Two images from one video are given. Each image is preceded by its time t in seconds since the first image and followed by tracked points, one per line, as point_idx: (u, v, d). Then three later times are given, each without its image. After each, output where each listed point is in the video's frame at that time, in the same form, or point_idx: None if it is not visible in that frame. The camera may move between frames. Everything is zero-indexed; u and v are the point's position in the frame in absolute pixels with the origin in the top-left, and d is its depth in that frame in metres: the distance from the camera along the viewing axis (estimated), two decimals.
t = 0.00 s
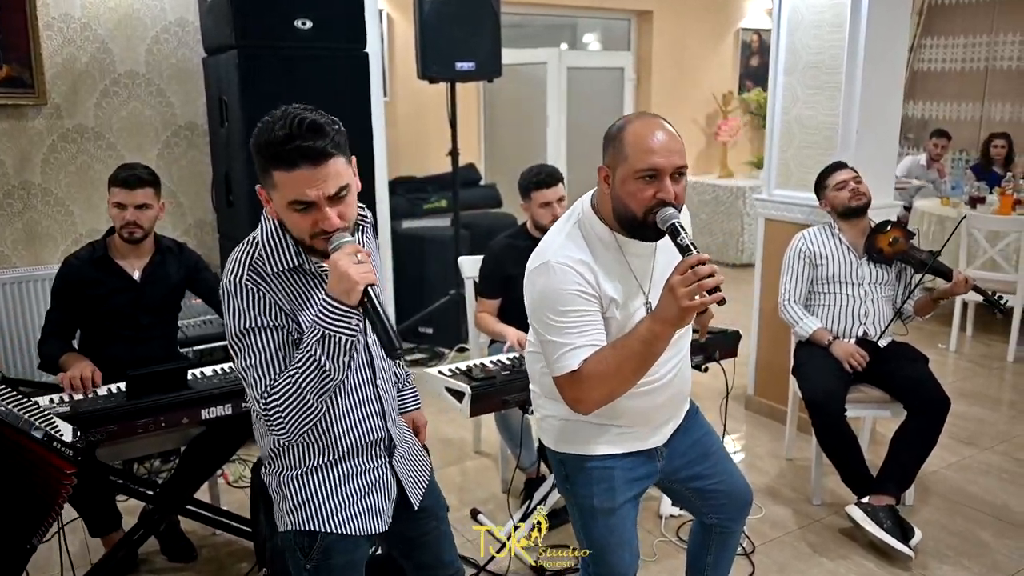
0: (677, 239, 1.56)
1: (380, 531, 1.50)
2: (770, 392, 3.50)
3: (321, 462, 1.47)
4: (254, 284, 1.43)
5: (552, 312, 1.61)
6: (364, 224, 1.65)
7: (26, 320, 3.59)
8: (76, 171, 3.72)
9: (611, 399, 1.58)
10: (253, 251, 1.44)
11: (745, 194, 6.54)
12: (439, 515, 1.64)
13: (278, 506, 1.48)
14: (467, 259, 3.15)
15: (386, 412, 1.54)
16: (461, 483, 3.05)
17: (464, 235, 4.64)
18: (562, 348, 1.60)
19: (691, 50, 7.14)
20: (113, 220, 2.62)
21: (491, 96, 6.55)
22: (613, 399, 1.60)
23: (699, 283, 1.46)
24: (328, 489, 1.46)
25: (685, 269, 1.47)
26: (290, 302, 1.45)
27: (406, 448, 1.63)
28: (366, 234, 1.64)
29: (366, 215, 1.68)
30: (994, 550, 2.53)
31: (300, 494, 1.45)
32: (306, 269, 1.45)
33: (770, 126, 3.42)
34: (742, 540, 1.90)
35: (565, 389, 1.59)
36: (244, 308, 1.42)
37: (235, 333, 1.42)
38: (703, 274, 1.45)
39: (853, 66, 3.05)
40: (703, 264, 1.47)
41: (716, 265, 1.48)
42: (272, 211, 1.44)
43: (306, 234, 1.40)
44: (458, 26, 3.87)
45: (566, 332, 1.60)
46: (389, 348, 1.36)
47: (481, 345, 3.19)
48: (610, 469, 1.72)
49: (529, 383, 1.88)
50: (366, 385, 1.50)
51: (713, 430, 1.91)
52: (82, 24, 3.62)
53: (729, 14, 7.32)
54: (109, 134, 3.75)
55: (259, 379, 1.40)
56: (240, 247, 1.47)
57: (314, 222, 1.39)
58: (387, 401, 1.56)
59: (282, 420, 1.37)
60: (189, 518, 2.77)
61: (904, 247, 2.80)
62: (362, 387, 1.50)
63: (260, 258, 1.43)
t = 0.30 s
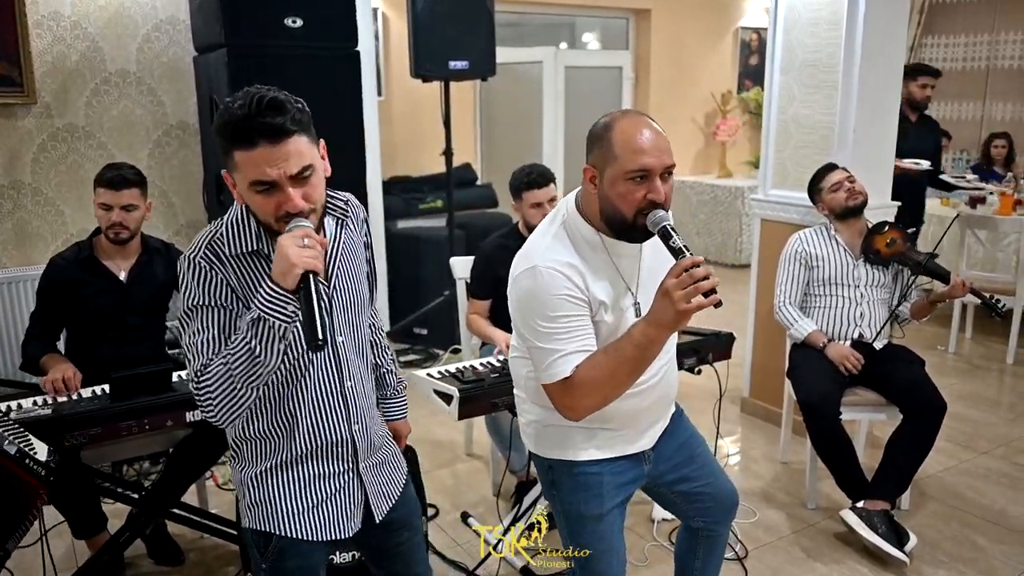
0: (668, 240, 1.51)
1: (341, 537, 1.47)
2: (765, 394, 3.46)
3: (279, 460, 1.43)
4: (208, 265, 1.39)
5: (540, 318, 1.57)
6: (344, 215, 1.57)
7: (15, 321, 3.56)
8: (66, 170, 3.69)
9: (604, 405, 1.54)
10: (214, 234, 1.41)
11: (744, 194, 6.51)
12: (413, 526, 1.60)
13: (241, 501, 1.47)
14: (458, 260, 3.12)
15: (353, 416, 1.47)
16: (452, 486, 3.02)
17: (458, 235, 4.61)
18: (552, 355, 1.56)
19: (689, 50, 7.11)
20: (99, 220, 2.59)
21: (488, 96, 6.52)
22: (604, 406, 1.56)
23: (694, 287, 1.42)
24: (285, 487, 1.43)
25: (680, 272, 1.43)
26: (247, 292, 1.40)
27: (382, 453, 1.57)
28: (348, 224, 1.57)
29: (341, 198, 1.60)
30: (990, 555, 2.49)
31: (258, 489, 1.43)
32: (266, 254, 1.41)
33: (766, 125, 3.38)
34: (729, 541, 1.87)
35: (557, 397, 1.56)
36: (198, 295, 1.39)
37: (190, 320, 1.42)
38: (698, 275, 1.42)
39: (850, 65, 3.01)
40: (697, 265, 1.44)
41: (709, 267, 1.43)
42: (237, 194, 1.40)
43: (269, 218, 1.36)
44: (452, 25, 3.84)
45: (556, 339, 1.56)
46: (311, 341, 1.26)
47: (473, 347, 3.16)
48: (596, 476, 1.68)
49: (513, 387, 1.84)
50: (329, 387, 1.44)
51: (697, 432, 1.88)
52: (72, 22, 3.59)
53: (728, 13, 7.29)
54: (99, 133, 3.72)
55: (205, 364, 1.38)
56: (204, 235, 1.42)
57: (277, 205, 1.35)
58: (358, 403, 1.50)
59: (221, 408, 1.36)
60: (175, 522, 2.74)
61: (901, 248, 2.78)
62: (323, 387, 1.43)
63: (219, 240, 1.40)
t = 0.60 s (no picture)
0: (677, 239, 1.50)
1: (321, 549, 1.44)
2: (768, 395, 3.43)
3: (259, 467, 1.40)
4: (189, 260, 1.37)
5: (549, 322, 1.55)
6: (333, 219, 1.54)
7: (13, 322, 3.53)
8: (64, 170, 3.67)
9: (616, 407, 1.54)
10: (196, 230, 1.39)
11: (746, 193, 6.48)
12: (399, 534, 1.59)
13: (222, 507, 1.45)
14: (457, 260, 3.09)
15: (334, 426, 1.45)
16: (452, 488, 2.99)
17: (459, 235, 4.58)
18: (561, 360, 1.53)
19: (692, 48, 7.07)
20: (94, 221, 2.56)
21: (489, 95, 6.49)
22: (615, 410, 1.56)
23: (708, 284, 1.43)
24: (265, 495, 1.41)
25: (692, 268, 1.43)
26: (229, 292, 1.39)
27: (367, 462, 1.54)
28: (334, 230, 1.53)
29: (330, 202, 1.56)
30: (996, 559, 2.46)
31: (238, 496, 1.41)
32: (247, 252, 1.39)
33: (768, 124, 3.35)
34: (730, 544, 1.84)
35: (568, 402, 1.54)
36: (179, 291, 1.36)
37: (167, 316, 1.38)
38: (713, 273, 1.42)
39: (854, 62, 2.97)
40: (709, 263, 1.44)
41: (722, 264, 1.44)
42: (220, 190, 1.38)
43: (252, 215, 1.34)
44: (452, 23, 3.81)
45: (565, 343, 1.53)
46: (296, 339, 1.25)
47: (472, 348, 3.13)
48: (595, 482, 1.64)
49: (510, 393, 1.80)
50: (310, 394, 1.41)
51: (695, 434, 1.84)
52: (69, 21, 3.57)
53: (730, 11, 7.25)
54: (98, 133, 3.70)
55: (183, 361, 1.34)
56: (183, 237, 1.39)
57: (259, 199, 1.32)
58: (342, 411, 1.46)
59: (197, 409, 1.32)
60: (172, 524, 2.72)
61: (906, 249, 2.76)
62: (304, 394, 1.40)
63: (200, 235, 1.38)
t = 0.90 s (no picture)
0: (702, 238, 1.50)
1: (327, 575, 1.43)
2: (779, 398, 3.40)
3: (267, 493, 1.38)
4: (193, 283, 1.35)
5: (572, 322, 1.52)
6: (337, 247, 1.49)
7: (17, 325, 3.51)
8: (70, 171, 3.65)
9: (640, 410, 1.52)
10: (201, 253, 1.36)
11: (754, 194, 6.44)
12: (421, 547, 1.57)
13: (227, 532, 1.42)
14: (465, 262, 3.06)
15: (341, 451, 1.43)
16: (459, 493, 2.96)
17: (466, 237, 4.55)
18: (585, 360, 1.51)
19: (699, 48, 7.03)
20: (100, 223, 2.54)
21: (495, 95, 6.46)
22: (640, 409, 1.53)
23: (736, 284, 1.42)
24: (273, 522, 1.38)
25: (718, 268, 1.42)
26: (242, 316, 1.37)
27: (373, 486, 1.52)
28: (340, 256, 1.49)
29: (336, 227, 1.51)
30: (1013, 567, 2.42)
31: (245, 522, 1.39)
32: (252, 276, 1.36)
33: (780, 125, 3.32)
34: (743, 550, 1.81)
35: (591, 403, 1.52)
36: (185, 317, 1.33)
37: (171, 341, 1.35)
38: (741, 272, 1.41)
39: (867, 62, 2.94)
40: (737, 263, 1.43)
41: (751, 264, 1.43)
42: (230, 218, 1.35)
43: (264, 240, 1.31)
44: (459, 23, 3.78)
45: (588, 343, 1.52)
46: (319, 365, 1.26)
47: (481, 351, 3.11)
48: (616, 487, 1.61)
49: (524, 398, 1.77)
50: (316, 420, 1.39)
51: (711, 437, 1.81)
52: (75, 22, 3.55)
53: (737, 10, 7.21)
54: (103, 134, 3.68)
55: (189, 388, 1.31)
56: (187, 261, 1.36)
57: (273, 223, 1.29)
58: (348, 437, 1.44)
59: (206, 437, 1.29)
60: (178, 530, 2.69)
61: (919, 253, 2.70)
62: (311, 420, 1.38)
63: (206, 257, 1.35)
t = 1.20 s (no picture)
0: (733, 230, 1.51)
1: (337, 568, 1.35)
2: (796, 400, 3.37)
3: (276, 483, 1.32)
4: (187, 263, 1.27)
5: (595, 311, 1.52)
6: (345, 224, 1.39)
7: (33, 324, 3.51)
8: (85, 171, 3.65)
9: (662, 402, 1.51)
10: (201, 233, 1.29)
11: (767, 194, 6.40)
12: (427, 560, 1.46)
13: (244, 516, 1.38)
14: (481, 263, 3.05)
15: (350, 446, 1.34)
16: (475, 495, 2.95)
17: (480, 237, 4.54)
18: (607, 349, 1.51)
19: (711, 47, 7.00)
20: (118, 223, 2.53)
21: (507, 94, 6.45)
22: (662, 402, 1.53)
23: (764, 279, 1.40)
24: (281, 514, 1.32)
25: (749, 263, 1.40)
26: (245, 300, 1.28)
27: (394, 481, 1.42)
28: (349, 234, 1.38)
29: (345, 203, 1.40)
30: None
31: (256, 509, 1.34)
32: (246, 258, 1.27)
33: (797, 125, 3.29)
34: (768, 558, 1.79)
35: (612, 393, 1.52)
36: (182, 297, 1.26)
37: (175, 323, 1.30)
38: (768, 266, 1.39)
39: (887, 61, 2.91)
40: (766, 257, 1.41)
41: (780, 259, 1.42)
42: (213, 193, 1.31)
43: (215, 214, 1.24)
44: (474, 23, 3.76)
45: (611, 332, 1.51)
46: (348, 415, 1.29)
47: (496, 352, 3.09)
48: (643, 490, 1.60)
49: (552, 396, 1.76)
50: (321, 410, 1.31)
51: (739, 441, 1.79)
52: (91, 22, 3.55)
53: (749, 9, 7.17)
54: (118, 134, 3.68)
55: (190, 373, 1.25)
56: (185, 242, 1.29)
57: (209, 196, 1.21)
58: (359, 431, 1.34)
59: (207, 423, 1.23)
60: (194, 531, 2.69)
61: (940, 255, 2.68)
62: (317, 412, 1.31)
63: (205, 237, 1.28)
